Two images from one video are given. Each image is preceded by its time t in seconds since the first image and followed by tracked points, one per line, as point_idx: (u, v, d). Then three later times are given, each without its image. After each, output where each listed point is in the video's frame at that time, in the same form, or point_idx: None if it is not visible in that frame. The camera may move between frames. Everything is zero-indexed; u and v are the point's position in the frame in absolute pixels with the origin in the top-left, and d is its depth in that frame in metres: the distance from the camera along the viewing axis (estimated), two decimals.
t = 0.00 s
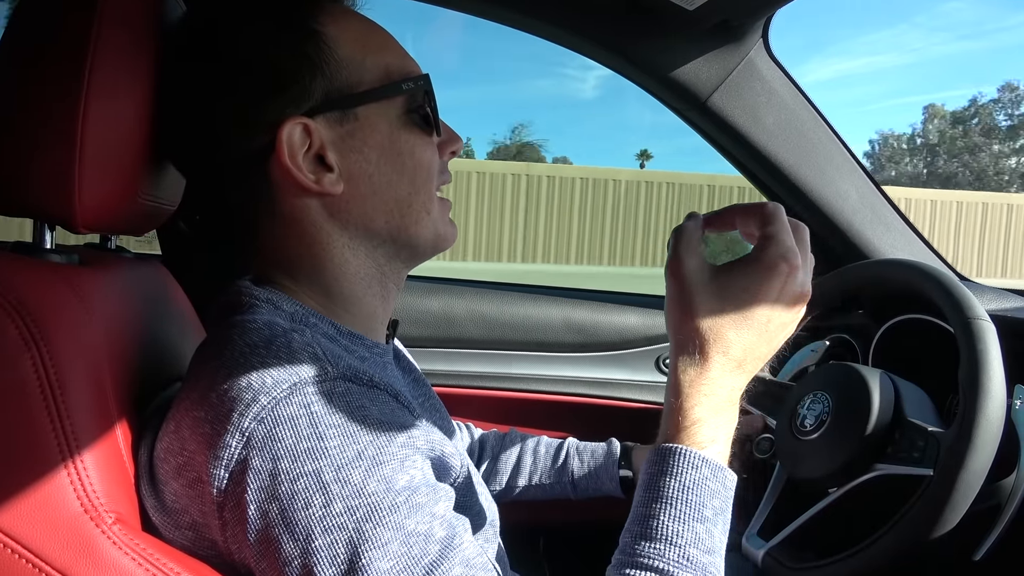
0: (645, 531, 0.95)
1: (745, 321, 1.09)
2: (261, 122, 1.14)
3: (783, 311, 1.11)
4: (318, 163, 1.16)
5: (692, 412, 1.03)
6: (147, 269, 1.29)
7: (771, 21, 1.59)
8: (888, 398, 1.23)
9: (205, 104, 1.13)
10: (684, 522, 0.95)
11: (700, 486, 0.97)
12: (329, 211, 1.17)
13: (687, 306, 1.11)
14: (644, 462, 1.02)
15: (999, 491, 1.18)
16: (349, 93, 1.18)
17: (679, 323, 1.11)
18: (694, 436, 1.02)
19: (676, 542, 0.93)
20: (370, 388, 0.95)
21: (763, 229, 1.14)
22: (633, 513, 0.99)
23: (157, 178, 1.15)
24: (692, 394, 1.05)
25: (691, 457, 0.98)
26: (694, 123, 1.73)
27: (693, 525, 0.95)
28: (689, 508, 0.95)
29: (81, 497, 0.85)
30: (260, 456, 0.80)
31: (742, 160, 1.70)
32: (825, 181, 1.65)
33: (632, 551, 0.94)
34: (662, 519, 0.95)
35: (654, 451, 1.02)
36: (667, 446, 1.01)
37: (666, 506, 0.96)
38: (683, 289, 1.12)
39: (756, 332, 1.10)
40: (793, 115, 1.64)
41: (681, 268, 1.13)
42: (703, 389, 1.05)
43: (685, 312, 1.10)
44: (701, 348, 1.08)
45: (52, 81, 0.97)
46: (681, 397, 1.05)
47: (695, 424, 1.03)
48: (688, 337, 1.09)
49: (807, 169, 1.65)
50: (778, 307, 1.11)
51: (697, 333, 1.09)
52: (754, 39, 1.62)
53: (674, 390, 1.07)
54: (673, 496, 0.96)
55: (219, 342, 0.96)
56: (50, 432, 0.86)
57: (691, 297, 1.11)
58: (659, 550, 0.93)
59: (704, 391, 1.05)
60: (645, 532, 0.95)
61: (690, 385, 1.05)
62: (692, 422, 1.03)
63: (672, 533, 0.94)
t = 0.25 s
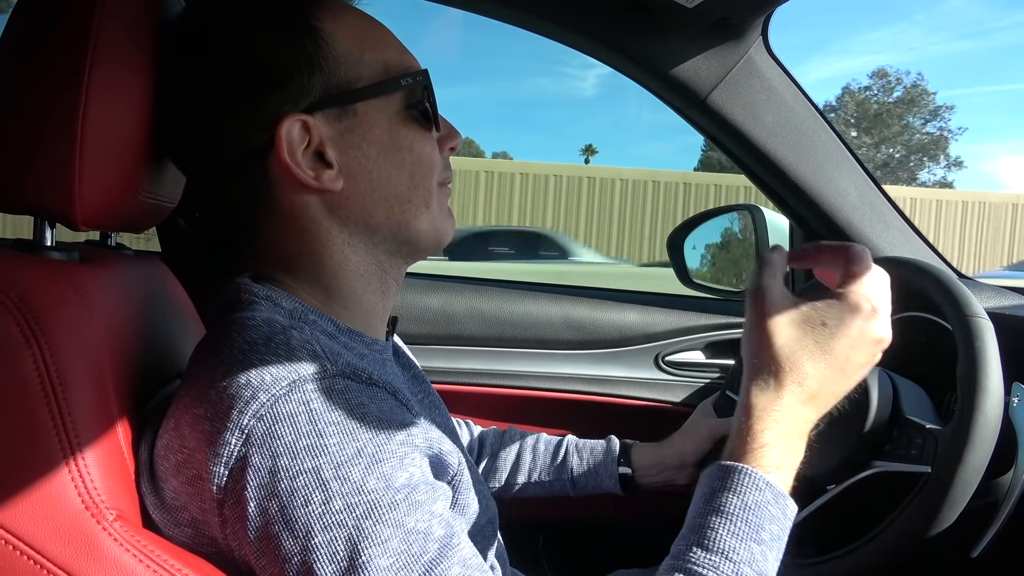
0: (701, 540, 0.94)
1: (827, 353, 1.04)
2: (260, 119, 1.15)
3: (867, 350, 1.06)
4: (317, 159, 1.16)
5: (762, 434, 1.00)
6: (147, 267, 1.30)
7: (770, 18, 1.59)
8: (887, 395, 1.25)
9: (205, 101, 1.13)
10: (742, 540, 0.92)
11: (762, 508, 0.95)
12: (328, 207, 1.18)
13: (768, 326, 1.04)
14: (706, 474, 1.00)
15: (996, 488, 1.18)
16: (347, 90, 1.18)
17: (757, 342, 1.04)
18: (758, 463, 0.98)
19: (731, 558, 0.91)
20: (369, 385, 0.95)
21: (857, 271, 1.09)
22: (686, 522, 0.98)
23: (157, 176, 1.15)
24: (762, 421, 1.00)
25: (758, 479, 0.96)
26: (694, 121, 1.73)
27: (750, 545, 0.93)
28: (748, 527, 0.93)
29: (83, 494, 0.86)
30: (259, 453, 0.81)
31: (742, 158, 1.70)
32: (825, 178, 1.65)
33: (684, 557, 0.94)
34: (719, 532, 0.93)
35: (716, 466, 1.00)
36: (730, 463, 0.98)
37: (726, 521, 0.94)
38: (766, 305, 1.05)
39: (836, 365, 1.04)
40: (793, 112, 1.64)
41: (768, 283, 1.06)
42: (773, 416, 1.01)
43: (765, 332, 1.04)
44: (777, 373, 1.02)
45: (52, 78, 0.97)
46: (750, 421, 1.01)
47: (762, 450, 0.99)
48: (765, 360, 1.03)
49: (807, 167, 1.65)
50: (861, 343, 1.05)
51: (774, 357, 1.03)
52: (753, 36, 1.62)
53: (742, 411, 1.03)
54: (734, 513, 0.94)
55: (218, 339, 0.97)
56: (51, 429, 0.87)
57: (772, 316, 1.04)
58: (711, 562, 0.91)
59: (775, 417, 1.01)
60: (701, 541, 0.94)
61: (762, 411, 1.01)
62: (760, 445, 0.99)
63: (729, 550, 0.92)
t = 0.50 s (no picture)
0: (758, 563, 0.97)
1: (891, 410, 1.09)
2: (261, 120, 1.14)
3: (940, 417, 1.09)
4: (317, 161, 1.16)
5: (828, 482, 1.05)
6: (146, 265, 1.29)
7: (769, 17, 1.59)
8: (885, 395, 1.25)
9: (205, 100, 1.13)
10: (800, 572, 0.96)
11: (822, 550, 0.98)
12: (328, 209, 1.17)
13: (857, 381, 1.12)
14: (770, 507, 1.04)
15: (994, 486, 1.18)
16: (348, 92, 1.18)
17: (840, 394, 1.12)
18: (821, 505, 1.04)
19: None
20: (374, 382, 0.95)
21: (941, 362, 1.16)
22: (746, 549, 1.01)
23: (156, 175, 1.15)
24: (826, 469, 1.06)
25: (821, 521, 1.00)
26: (692, 119, 1.73)
27: None
28: (808, 562, 0.97)
29: (81, 493, 0.85)
30: (267, 450, 0.80)
31: (741, 157, 1.71)
32: (823, 177, 1.65)
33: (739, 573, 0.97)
34: (778, 560, 0.97)
35: (779, 503, 1.05)
36: (793, 502, 1.03)
37: (786, 553, 0.97)
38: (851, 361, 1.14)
39: (907, 428, 1.08)
40: (792, 111, 1.64)
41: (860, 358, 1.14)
42: (836, 466, 1.06)
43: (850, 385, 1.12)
44: (849, 423, 1.09)
45: (51, 76, 0.96)
46: (816, 469, 1.07)
47: (825, 495, 1.04)
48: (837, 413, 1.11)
49: (805, 165, 1.66)
50: (927, 408, 1.09)
51: (859, 410, 1.10)
52: (752, 36, 1.62)
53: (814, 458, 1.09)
54: (796, 548, 0.97)
55: (221, 338, 0.96)
56: (49, 428, 0.86)
57: (858, 365, 1.12)
58: None
59: (840, 468, 1.06)
60: (759, 563, 0.97)
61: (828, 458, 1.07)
62: (826, 492, 1.05)
63: None
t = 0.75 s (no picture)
0: (762, 566, 0.99)
1: (883, 408, 1.11)
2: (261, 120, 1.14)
3: (929, 411, 1.10)
4: (317, 161, 1.16)
5: (832, 486, 1.06)
6: (145, 266, 1.29)
7: (769, 17, 1.59)
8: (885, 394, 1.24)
9: (204, 100, 1.13)
10: None
11: (825, 553, 1.00)
12: (327, 208, 1.17)
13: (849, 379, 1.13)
14: (775, 511, 1.06)
15: (995, 486, 1.18)
16: (348, 92, 1.18)
17: (833, 395, 1.13)
18: (825, 510, 1.04)
19: None
20: (371, 383, 0.95)
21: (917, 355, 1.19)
22: (750, 552, 1.03)
23: (156, 175, 1.15)
24: (829, 472, 1.07)
25: (823, 523, 1.01)
26: (692, 119, 1.73)
27: None
28: (810, 566, 0.98)
29: (80, 494, 0.85)
30: (264, 451, 0.80)
31: (740, 156, 1.70)
32: (823, 177, 1.65)
33: None
34: (782, 564, 0.98)
35: (782, 506, 1.06)
36: (797, 505, 1.05)
37: (789, 556, 0.99)
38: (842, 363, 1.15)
39: (902, 425, 1.09)
40: (792, 111, 1.64)
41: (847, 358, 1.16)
42: (839, 470, 1.07)
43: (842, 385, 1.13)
44: (846, 424, 1.10)
45: (49, 76, 0.96)
46: (819, 471, 1.08)
47: (829, 497, 1.05)
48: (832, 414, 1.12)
49: (806, 165, 1.65)
50: (916, 405, 1.11)
51: (852, 409, 1.11)
52: (752, 35, 1.62)
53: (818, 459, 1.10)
54: (798, 551, 0.99)
55: (218, 339, 0.96)
56: (48, 429, 0.86)
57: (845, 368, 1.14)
58: None
59: (842, 470, 1.07)
60: (762, 567, 0.99)
61: (831, 460, 1.08)
62: (830, 495, 1.05)
63: None
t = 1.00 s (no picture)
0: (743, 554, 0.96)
1: (866, 396, 1.10)
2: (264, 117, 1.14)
3: (907, 403, 1.10)
4: (320, 157, 1.16)
5: (812, 471, 1.04)
6: (147, 262, 1.29)
7: (772, 16, 1.58)
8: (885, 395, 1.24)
9: (206, 96, 1.13)
10: (785, 562, 0.95)
11: (805, 538, 0.97)
12: (329, 204, 1.17)
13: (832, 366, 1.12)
14: (752, 499, 1.03)
15: (996, 488, 1.17)
16: (352, 88, 1.18)
17: (814, 378, 1.13)
18: (807, 492, 1.02)
19: None
20: (373, 379, 0.95)
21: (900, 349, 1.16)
22: (732, 541, 1.00)
23: (158, 171, 1.15)
24: (809, 458, 1.05)
25: (804, 508, 0.99)
26: (694, 119, 1.73)
27: (790, 568, 0.95)
28: (792, 552, 0.95)
29: (82, 490, 0.85)
30: (265, 446, 0.80)
31: (742, 156, 1.70)
32: (825, 177, 1.65)
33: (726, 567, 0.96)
34: (764, 551, 0.95)
35: (761, 493, 1.03)
36: (778, 491, 1.02)
37: (771, 543, 0.96)
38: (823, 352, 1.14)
39: (882, 414, 1.09)
40: (793, 111, 1.64)
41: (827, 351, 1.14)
42: (818, 456, 1.05)
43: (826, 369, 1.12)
44: (828, 409, 1.09)
45: (52, 71, 0.96)
46: (800, 456, 1.06)
47: (810, 483, 1.03)
48: (814, 399, 1.11)
49: (807, 165, 1.65)
50: (900, 394, 1.10)
51: (836, 394, 1.10)
52: (754, 35, 1.62)
53: (797, 446, 1.08)
54: (780, 537, 0.96)
55: (220, 335, 0.96)
56: (50, 425, 0.86)
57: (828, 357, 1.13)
58: None
59: (822, 458, 1.05)
60: (744, 555, 0.96)
61: (812, 448, 1.06)
62: (810, 479, 1.04)
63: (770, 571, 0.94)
